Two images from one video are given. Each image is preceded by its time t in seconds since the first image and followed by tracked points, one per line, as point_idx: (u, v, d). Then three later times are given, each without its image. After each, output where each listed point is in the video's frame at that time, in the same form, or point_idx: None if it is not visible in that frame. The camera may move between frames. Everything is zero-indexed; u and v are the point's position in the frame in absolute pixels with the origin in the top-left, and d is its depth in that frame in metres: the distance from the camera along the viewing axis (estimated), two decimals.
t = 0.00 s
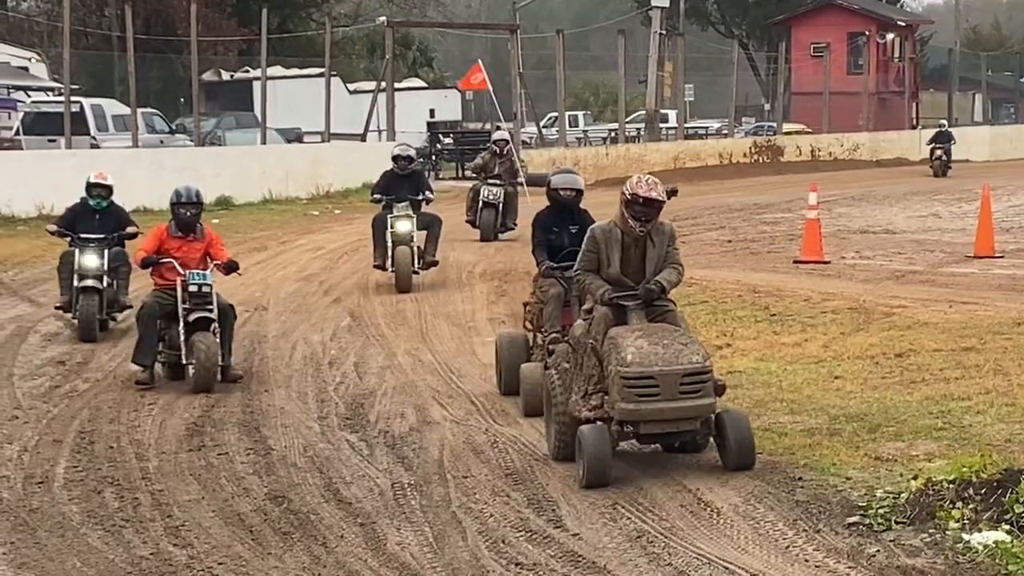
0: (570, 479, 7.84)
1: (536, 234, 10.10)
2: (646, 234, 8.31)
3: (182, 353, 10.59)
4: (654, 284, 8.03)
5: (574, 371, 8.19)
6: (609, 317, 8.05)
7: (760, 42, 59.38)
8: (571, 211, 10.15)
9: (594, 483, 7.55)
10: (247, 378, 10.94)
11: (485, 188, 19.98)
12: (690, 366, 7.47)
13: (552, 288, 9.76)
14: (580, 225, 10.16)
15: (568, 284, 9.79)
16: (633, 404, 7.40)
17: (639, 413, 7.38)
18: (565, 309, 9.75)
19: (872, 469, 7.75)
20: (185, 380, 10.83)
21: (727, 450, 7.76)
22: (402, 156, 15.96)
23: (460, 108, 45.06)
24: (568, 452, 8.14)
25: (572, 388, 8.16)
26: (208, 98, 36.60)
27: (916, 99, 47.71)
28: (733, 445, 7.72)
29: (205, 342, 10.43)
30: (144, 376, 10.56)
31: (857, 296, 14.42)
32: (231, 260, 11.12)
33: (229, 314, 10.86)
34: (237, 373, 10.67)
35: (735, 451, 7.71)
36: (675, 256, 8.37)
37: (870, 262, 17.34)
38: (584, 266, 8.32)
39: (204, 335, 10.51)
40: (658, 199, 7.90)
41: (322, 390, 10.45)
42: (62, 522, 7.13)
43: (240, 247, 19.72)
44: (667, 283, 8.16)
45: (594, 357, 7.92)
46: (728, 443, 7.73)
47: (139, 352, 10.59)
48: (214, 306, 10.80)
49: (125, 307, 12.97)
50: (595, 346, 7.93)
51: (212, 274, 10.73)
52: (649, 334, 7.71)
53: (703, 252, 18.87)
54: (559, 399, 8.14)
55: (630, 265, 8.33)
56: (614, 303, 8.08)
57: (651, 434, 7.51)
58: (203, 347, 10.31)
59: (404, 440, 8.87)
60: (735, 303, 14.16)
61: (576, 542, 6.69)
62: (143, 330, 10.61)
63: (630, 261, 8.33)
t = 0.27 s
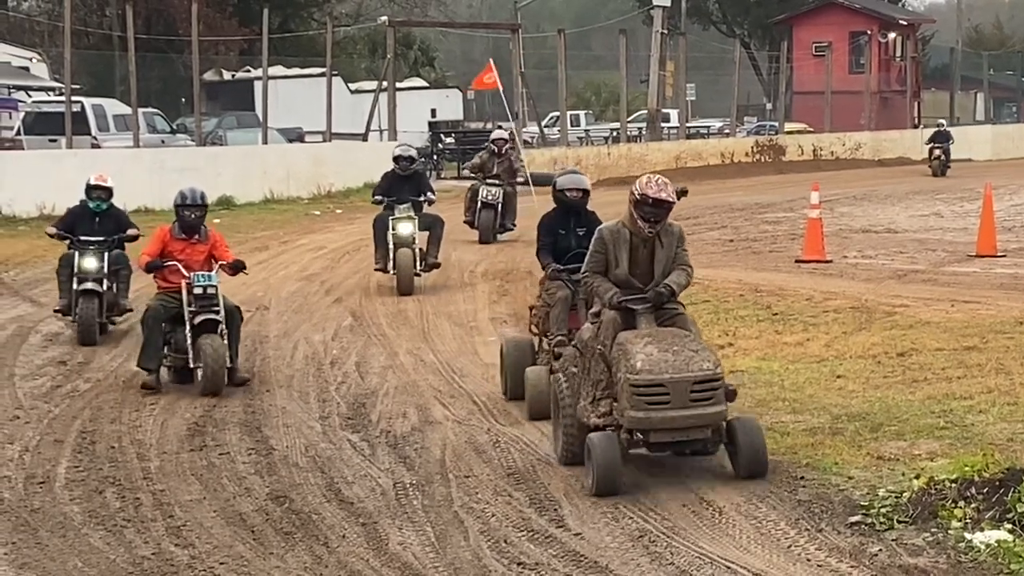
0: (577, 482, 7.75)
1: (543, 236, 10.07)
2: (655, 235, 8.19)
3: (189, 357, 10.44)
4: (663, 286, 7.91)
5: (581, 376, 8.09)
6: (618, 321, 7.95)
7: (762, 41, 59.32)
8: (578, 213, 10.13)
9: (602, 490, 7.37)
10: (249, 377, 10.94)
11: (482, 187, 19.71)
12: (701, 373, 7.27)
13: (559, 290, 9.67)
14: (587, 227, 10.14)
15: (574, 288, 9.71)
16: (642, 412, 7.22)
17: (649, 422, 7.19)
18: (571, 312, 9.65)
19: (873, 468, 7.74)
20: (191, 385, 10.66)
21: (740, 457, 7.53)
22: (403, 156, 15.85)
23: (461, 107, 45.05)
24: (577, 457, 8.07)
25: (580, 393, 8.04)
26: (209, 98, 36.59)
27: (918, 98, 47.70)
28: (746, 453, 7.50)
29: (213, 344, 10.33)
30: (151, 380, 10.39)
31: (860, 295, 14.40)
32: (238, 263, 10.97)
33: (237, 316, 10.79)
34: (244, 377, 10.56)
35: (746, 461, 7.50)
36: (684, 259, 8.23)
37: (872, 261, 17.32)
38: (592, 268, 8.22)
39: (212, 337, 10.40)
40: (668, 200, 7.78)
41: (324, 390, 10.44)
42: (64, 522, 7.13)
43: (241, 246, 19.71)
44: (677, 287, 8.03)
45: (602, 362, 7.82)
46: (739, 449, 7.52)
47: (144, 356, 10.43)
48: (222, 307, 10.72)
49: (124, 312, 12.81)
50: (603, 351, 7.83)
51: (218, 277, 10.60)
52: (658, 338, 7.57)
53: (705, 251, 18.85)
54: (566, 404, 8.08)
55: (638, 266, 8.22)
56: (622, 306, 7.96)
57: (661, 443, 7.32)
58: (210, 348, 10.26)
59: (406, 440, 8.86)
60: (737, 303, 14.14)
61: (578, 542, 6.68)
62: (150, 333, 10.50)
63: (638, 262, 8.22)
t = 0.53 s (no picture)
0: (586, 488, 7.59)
1: (549, 240, 9.86)
2: (664, 233, 7.88)
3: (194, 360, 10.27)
4: (672, 288, 7.60)
5: (589, 380, 7.87)
6: (627, 325, 7.67)
7: (762, 40, 59.22)
8: (584, 217, 9.95)
9: (612, 498, 7.18)
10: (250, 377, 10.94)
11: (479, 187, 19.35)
12: (711, 382, 7.09)
13: (565, 293, 9.68)
14: (595, 231, 9.97)
15: (581, 291, 9.68)
16: (651, 422, 7.03)
17: (659, 432, 6.99)
18: (576, 314, 9.70)
19: (875, 467, 7.74)
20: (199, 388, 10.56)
21: (751, 466, 7.34)
22: (403, 155, 15.78)
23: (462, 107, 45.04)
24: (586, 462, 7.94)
25: (588, 397, 7.83)
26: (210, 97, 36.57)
27: (918, 96, 47.70)
28: (757, 461, 7.31)
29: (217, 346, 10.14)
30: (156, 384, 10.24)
31: (861, 294, 14.39)
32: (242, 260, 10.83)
33: (243, 316, 10.65)
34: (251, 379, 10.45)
35: (758, 470, 7.30)
36: (692, 259, 7.93)
37: (873, 260, 17.30)
38: (601, 267, 7.91)
39: (216, 339, 10.21)
40: (678, 197, 7.48)
41: (325, 389, 10.44)
42: (64, 522, 7.13)
43: (242, 246, 19.71)
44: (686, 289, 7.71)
45: (611, 369, 7.54)
46: (750, 457, 7.33)
47: (150, 360, 10.29)
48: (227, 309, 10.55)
49: (123, 315, 12.69)
50: (612, 358, 7.56)
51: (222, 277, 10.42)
52: (667, 345, 7.34)
53: (705, 250, 18.84)
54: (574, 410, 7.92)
55: (646, 265, 7.92)
56: (631, 309, 7.66)
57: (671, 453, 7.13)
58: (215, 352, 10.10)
59: (407, 439, 8.86)
60: (738, 302, 14.12)
61: (579, 541, 6.68)
62: (155, 337, 10.35)
63: (646, 261, 7.91)
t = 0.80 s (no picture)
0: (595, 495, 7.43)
1: (554, 247, 9.69)
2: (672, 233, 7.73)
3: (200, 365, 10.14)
4: (681, 290, 7.44)
5: (595, 384, 7.68)
6: (634, 329, 7.47)
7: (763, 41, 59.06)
8: (591, 222, 9.74)
9: (621, 508, 7.02)
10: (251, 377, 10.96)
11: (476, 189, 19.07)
12: (722, 390, 6.90)
13: (571, 298, 9.36)
14: (602, 236, 9.74)
15: (588, 295, 9.38)
16: (662, 431, 6.84)
17: (670, 441, 6.81)
18: (583, 319, 9.35)
19: (876, 466, 7.75)
20: (205, 391, 10.42)
21: (762, 475, 7.14)
22: (403, 155, 15.51)
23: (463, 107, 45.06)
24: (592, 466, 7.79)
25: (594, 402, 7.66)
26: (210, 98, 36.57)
27: (919, 96, 47.72)
28: (769, 470, 7.11)
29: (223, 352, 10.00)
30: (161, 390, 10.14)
31: (861, 294, 14.39)
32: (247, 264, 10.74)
33: (249, 318, 10.42)
34: (257, 383, 10.30)
35: (770, 479, 7.11)
36: (700, 259, 7.78)
37: (873, 260, 17.31)
38: (608, 267, 7.77)
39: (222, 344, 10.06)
40: (686, 196, 7.33)
41: (326, 389, 10.44)
42: (65, 522, 7.13)
43: (242, 246, 19.71)
44: (695, 290, 7.57)
45: (620, 375, 7.32)
46: (762, 466, 7.13)
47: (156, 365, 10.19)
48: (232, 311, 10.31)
49: (123, 318, 12.55)
50: (621, 364, 7.35)
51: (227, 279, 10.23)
52: (677, 351, 7.12)
53: (706, 250, 18.84)
54: (580, 413, 7.73)
55: (653, 265, 7.78)
56: (639, 312, 7.47)
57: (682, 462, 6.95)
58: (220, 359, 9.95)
59: (408, 439, 8.87)
60: (739, 302, 14.12)
61: (580, 541, 6.69)
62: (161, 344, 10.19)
63: (653, 261, 7.77)
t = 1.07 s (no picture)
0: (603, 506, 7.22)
1: (560, 248, 9.55)
2: (681, 232, 7.56)
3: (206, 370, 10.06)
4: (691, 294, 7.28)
5: (603, 390, 7.44)
6: (643, 334, 7.27)
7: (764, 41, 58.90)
8: (598, 223, 9.59)
9: (631, 519, 6.82)
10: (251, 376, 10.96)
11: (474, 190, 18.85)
12: (735, 400, 6.69)
13: (577, 300, 9.29)
14: (608, 238, 9.60)
15: (594, 297, 9.31)
16: (673, 444, 6.63)
17: (682, 453, 6.60)
18: (589, 321, 9.25)
19: (877, 466, 7.74)
20: (211, 394, 10.37)
21: (775, 486, 6.92)
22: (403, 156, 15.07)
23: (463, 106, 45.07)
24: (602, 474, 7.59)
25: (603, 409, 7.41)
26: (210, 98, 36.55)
27: (919, 95, 47.71)
28: (781, 480, 6.90)
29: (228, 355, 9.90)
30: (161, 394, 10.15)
31: (862, 293, 14.39)
32: (250, 262, 10.65)
33: (254, 318, 10.37)
34: (265, 385, 10.26)
35: (783, 488, 6.89)
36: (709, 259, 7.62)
37: (874, 259, 17.30)
38: (616, 268, 7.60)
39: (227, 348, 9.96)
40: (695, 196, 7.19)
41: (326, 389, 10.44)
42: (66, 522, 7.13)
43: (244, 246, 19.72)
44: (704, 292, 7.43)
45: (629, 384, 7.10)
46: (775, 473, 6.92)
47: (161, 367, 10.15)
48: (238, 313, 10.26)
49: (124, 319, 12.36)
50: (630, 373, 7.11)
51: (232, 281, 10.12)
52: (688, 360, 6.90)
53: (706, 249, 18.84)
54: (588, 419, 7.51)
55: (662, 265, 7.61)
56: (648, 317, 7.27)
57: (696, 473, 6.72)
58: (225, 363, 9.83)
59: (409, 439, 8.86)
60: (740, 302, 14.11)
61: (581, 540, 6.69)
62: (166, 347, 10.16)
63: (662, 262, 7.61)
